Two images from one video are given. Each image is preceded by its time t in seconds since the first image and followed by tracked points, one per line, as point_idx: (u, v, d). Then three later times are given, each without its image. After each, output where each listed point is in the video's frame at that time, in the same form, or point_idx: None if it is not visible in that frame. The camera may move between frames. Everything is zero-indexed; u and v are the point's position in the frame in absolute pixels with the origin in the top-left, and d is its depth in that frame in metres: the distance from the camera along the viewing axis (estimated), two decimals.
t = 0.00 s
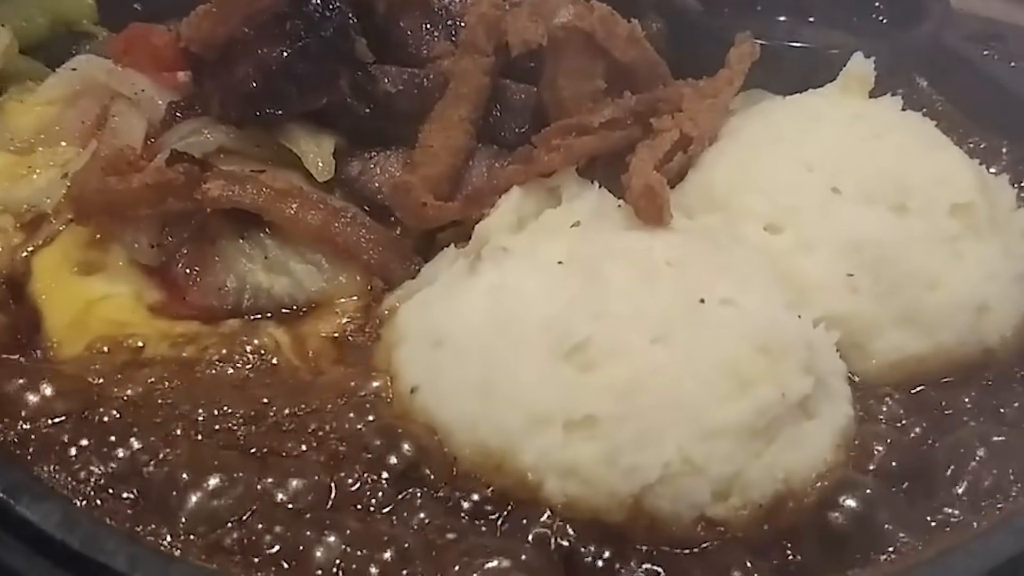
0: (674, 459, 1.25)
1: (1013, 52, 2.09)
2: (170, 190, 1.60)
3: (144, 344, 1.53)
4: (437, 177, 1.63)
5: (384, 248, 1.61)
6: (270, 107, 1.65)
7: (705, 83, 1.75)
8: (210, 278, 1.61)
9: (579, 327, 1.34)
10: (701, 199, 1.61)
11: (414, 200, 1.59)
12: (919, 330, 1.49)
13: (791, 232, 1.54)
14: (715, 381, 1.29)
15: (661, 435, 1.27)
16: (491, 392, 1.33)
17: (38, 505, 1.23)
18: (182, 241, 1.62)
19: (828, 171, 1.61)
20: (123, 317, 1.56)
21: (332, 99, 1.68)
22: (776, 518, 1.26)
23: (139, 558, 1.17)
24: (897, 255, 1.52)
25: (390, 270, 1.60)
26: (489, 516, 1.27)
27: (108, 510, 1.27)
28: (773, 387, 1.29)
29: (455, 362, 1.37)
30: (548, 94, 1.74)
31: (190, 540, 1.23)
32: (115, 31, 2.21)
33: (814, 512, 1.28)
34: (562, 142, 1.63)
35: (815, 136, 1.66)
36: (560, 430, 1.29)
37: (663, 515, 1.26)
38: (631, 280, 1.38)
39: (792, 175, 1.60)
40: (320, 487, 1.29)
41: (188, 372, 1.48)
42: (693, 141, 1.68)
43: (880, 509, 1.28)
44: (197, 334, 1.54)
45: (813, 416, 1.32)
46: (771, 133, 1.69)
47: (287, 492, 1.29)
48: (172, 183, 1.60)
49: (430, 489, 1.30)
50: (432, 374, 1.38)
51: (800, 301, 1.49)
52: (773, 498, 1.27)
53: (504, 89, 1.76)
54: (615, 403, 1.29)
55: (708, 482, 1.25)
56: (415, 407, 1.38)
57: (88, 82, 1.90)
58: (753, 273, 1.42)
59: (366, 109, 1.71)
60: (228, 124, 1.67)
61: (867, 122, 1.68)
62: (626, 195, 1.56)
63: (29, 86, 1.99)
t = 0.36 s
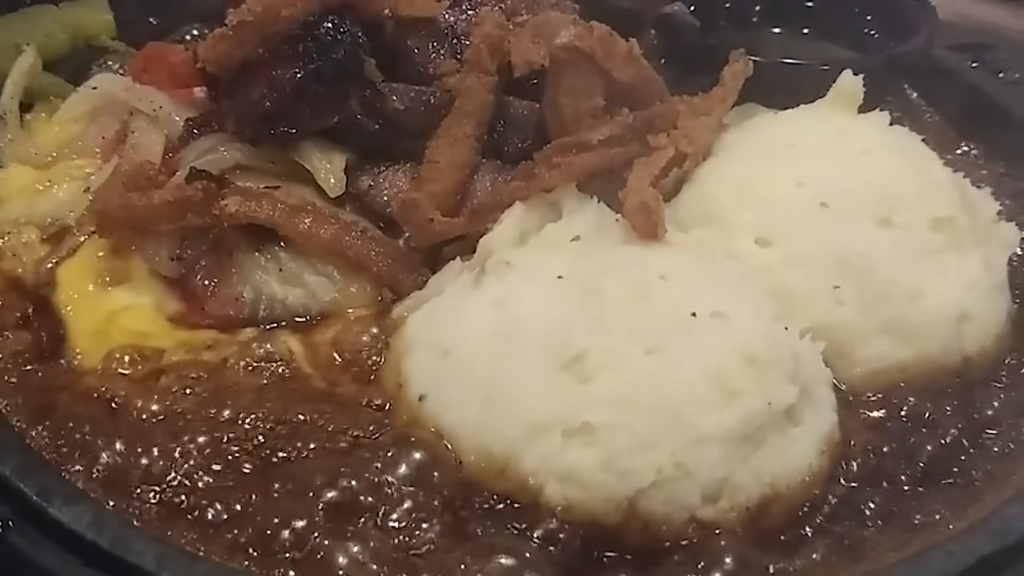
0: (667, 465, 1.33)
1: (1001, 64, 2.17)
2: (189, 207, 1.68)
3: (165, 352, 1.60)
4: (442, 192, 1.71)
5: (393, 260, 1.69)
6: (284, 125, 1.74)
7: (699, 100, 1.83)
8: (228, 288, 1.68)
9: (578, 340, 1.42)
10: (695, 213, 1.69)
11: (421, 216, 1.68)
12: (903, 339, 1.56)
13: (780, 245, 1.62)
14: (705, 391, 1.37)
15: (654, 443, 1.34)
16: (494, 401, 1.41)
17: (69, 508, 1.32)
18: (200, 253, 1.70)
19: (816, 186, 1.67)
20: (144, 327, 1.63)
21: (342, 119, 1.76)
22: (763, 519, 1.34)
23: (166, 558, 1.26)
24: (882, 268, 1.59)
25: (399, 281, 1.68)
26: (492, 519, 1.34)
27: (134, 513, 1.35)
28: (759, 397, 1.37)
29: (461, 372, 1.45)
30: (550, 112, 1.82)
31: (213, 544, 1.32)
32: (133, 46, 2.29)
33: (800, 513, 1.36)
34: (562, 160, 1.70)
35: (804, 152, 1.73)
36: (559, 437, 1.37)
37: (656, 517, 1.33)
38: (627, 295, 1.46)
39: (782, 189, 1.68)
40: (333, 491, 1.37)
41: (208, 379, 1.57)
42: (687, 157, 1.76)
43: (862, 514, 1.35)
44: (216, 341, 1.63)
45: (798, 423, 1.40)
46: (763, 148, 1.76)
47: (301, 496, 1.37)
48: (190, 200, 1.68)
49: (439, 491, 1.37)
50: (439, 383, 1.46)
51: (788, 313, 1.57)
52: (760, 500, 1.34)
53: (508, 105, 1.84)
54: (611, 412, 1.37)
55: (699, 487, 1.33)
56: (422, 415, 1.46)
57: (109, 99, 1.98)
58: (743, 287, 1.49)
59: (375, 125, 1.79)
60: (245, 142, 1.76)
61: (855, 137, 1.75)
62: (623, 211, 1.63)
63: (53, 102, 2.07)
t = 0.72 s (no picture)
0: (659, 466, 1.41)
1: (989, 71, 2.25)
2: (202, 215, 1.76)
3: (180, 355, 1.68)
4: (445, 201, 1.77)
5: (399, 266, 1.75)
6: (293, 136, 1.81)
7: (695, 110, 1.89)
8: (240, 293, 1.76)
9: (575, 347, 1.49)
10: (689, 221, 1.75)
11: (426, 224, 1.74)
12: (886, 344, 1.64)
13: (771, 253, 1.68)
14: (696, 396, 1.44)
15: (647, 445, 1.42)
16: (495, 404, 1.48)
17: (92, 507, 1.39)
18: (213, 259, 1.77)
19: (806, 195, 1.74)
20: (160, 331, 1.71)
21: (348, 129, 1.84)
22: (750, 517, 1.42)
23: (184, 555, 1.33)
24: (867, 276, 1.66)
25: (405, 286, 1.75)
26: (492, 517, 1.41)
27: (153, 511, 1.42)
28: (747, 402, 1.43)
29: (463, 376, 1.52)
30: (550, 122, 1.88)
31: (227, 538, 1.38)
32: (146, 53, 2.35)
33: (786, 512, 1.42)
34: (562, 170, 1.77)
35: (795, 161, 1.79)
36: (557, 440, 1.44)
37: (649, 516, 1.41)
38: (623, 303, 1.53)
39: (773, 198, 1.74)
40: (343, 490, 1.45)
41: (221, 381, 1.64)
42: (682, 167, 1.82)
43: (844, 512, 1.42)
44: (230, 343, 1.70)
45: (786, 426, 1.46)
46: (755, 156, 1.82)
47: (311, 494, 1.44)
48: (203, 209, 1.76)
49: (444, 492, 1.45)
50: (443, 387, 1.53)
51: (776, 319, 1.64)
52: (747, 499, 1.42)
53: (510, 115, 1.90)
54: (606, 416, 1.44)
55: (689, 487, 1.40)
56: (428, 417, 1.53)
57: (124, 107, 2.05)
58: (733, 294, 1.56)
59: (381, 135, 1.86)
60: (256, 152, 1.84)
61: (844, 146, 1.81)
62: (620, 219, 1.69)
63: (70, 110, 2.14)
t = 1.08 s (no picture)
0: (652, 463, 1.45)
1: (980, 76, 2.33)
2: (209, 217, 1.79)
3: (188, 355, 1.73)
4: (445, 203, 1.82)
5: (401, 267, 1.79)
6: (296, 138, 1.85)
7: (689, 112, 1.93)
8: (245, 294, 1.81)
9: (572, 347, 1.53)
10: (684, 222, 1.80)
11: (427, 226, 1.79)
12: (875, 342, 1.68)
13: (762, 254, 1.73)
14: (688, 394, 1.48)
15: (641, 442, 1.46)
16: (494, 402, 1.52)
17: (104, 502, 1.44)
18: (219, 260, 1.82)
19: (798, 197, 1.78)
20: (168, 330, 1.76)
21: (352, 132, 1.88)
22: (743, 512, 1.46)
23: (193, 548, 1.38)
24: (857, 276, 1.70)
25: (406, 286, 1.79)
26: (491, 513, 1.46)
27: (164, 506, 1.47)
28: (738, 400, 1.48)
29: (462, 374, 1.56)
30: (547, 124, 1.92)
31: (235, 534, 1.43)
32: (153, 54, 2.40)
33: (775, 508, 1.48)
34: (559, 172, 1.81)
35: (787, 163, 1.83)
36: (553, 437, 1.48)
37: (643, 510, 1.46)
38: (618, 304, 1.57)
39: (765, 200, 1.78)
40: (348, 487, 1.50)
41: (228, 379, 1.69)
42: (677, 169, 1.86)
43: (831, 507, 1.47)
44: (235, 344, 1.75)
45: (775, 423, 1.51)
46: (748, 158, 1.86)
47: (318, 494, 1.49)
48: (210, 211, 1.79)
49: (445, 489, 1.50)
50: (443, 385, 1.57)
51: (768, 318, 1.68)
52: (738, 496, 1.47)
53: (509, 117, 1.95)
54: (601, 414, 1.48)
55: (681, 483, 1.45)
56: (429, 414, 1.57)
57: (131, 107, 2.09)
58: (725, 294, 1.60)
59: (382, 136, 1.90)
60: (261, 155, 1.88)
61: (834, 149, 1.86)
62: (616, 221, 1.74)
63: (76, 110, 2.18)
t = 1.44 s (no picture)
0: (647, 458, 1.49)
1: (972, 74, 2.39)
2: (215, 216, 1.83)
3: (196, 352, 1.77)
4: (446, 203, 1.86)
5: (403, 265, 1.84)
6: (302, 139, 1.89)
7: (686, 112, 1.97)
8: (251, 290, 1.84)
9: (570, 344, 1.57)
10: (680, 220, 1.84)
11: (429, 225, 1.82)
12: (866, 339, 1.72)
13: (757, 252, 1.77)
14: (682, 391, 1.52)
15: (636, 437, 1.50)
16: (494, 398, 1.56)
17: (115, 494, 1.48)
18: (225, 257, 1.86)
19: (792, 196, 1.82)
20: (175, 326, 1.80)
21: (355, 132, 1.91)
22: (736, 504, 1.50)
23: (203, 540, 1.42)
24: (848, 274, 1.74)
25: (409, 283, 1.83)
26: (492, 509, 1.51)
27: (174, 499, 1.52)
28: (731, 396, 1.52)
29: (463, 371, 1.60)
30: (547, 124, 1.96)
31: (243, 527, 1.48)
32: (160, 53, 2.44)
33: (766, 502, 1.52)
34: (559, 172, 1.85)
35: (781, 163, 1.87)
36: (552, 432, 1.52)
37: (639, 504, 1.49)
38: (615, 302, 1.61)
39: (760, 199, 1.82)
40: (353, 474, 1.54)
41: (235, 375, 1.73)
42: (673, 168, 1.90)
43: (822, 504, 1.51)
44: (240, 343, 1.79)
45: (768, 419, 1.55)
46: (744, 158, 1.90)
47: (323, 484, 1.52)
48: (216, 211, 1.84)
49: (446, 483, 1.55)
50: (445, 381, 1.61)
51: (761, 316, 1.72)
52: (731, 489, 1.50)
53: (509, 117, 2.00)
54: (598, 410, 1.52)
55: (676, 477, 1.49)
56: (431, 409, 1.61)
57: (138, 106, 2.12)
58: (719, 292, 1.64)
59: (384, 135, 1.94)
60: (266, 154, 1.93)
61: (828, 149, 1.90)
62: (613, 219, 1.78)
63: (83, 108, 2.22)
